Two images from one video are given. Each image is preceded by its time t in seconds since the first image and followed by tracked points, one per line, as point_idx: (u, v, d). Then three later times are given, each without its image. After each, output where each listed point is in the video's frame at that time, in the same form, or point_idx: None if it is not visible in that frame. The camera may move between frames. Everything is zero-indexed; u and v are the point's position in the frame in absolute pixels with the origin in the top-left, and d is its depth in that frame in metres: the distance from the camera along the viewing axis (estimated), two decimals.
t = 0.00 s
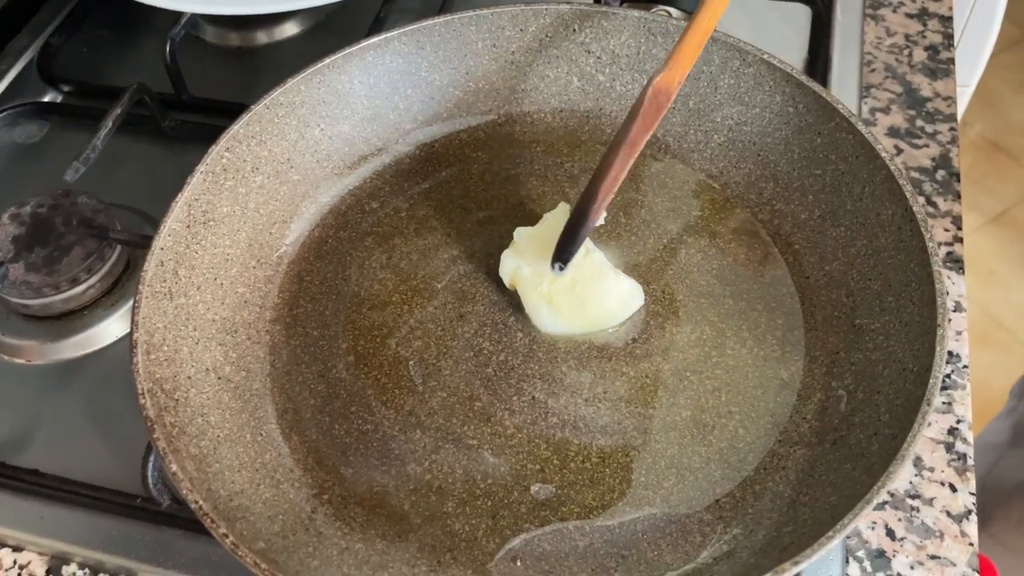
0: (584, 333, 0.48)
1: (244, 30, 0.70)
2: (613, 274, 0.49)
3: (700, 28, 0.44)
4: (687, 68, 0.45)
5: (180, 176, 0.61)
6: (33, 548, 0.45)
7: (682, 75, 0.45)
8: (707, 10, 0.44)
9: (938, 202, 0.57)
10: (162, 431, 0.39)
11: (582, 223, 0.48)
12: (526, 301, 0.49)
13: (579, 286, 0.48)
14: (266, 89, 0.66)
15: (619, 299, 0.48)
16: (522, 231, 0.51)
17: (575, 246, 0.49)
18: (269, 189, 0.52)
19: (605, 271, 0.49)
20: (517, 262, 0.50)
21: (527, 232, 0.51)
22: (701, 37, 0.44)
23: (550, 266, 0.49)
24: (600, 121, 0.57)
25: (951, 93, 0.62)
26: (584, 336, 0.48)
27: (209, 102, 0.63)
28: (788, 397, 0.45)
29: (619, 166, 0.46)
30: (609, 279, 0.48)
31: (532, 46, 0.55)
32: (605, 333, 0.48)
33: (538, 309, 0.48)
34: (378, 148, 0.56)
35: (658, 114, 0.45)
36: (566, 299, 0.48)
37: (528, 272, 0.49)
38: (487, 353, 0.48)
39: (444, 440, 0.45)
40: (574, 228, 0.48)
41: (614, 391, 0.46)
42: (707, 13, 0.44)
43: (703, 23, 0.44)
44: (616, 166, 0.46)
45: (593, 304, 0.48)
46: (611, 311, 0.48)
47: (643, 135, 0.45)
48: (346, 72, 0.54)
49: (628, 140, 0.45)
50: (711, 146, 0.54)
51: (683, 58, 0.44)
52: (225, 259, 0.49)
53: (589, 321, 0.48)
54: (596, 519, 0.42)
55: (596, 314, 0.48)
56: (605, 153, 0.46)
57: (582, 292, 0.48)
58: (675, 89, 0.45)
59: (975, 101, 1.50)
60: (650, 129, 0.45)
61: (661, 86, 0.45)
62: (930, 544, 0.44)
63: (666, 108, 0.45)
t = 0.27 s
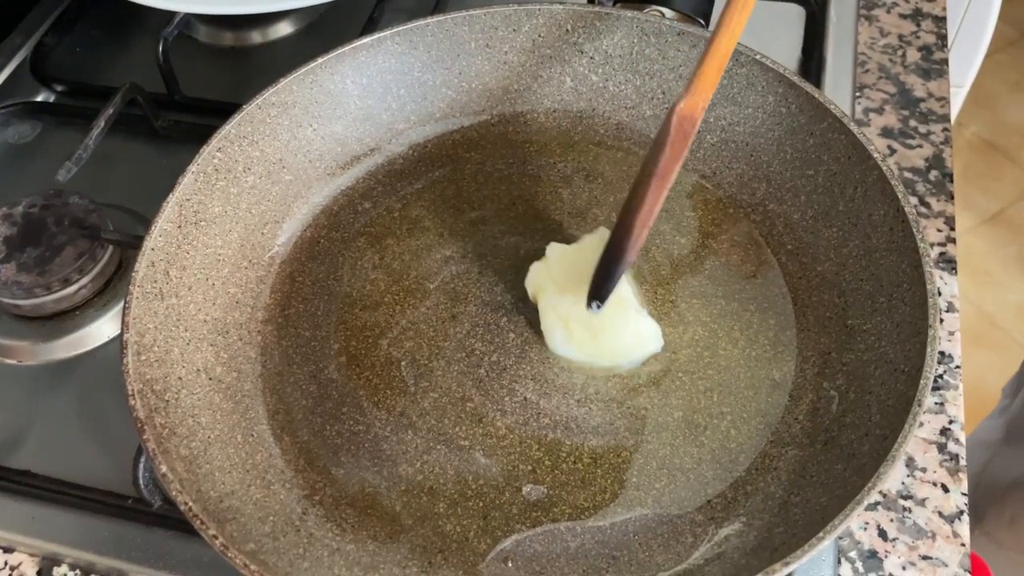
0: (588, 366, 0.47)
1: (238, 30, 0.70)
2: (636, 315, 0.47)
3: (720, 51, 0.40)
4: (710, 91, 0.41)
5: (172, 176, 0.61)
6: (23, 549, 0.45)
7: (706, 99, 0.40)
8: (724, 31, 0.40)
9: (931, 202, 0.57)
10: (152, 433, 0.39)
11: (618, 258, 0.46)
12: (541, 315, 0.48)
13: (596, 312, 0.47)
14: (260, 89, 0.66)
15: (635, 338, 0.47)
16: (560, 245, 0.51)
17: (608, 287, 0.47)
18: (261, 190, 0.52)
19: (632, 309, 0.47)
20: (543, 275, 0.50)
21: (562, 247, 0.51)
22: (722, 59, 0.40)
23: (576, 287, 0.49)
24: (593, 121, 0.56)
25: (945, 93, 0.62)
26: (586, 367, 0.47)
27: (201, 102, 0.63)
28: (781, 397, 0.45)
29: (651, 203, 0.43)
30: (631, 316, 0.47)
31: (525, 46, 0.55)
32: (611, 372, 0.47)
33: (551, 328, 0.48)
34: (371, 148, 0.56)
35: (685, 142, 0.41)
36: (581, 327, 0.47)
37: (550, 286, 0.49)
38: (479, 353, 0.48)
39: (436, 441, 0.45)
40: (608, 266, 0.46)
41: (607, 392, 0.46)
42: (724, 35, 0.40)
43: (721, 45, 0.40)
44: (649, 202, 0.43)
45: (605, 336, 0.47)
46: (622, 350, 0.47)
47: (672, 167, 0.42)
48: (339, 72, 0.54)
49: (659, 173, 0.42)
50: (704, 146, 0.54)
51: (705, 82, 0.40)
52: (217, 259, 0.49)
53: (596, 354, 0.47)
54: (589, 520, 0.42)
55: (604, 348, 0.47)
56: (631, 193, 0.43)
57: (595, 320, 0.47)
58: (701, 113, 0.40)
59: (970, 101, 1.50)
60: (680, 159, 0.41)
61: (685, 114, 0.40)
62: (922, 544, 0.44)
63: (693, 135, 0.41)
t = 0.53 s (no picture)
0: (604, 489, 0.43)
1: (234, 32, 0.70)
2: (672, 457, 0.43)
3: (737, 148, 0.36)
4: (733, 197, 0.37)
5: (168, 177, 0.61)
6: (18, 552, 0.45)
7: (732, 205, 0.36)
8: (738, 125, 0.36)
9: (927, 205, 0.57)
10: (147, 437, 0.39)
11: (675, 405, 0.40)
12: (571, 423, 0.45)
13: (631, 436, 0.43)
14: (256, 90, 0.66)
15: (663, 476, 0.42)
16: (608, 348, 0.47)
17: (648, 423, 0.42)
18: (257, 192, 0.52)
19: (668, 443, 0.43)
20: (584, 380, 0.46)
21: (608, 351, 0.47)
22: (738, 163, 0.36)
23: (613, 409, 0.45)
24: (589, 123, 0.56)
25: (941, 96, 0.62)
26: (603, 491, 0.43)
27: (198, 104, 0.63)
28: (777, 400, 0.45)
29: (700, 331, 0.38)
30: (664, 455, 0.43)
31: (521, 49, 0.55)
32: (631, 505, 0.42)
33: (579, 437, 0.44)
34: (368, 150, 0.56)
35: (724, 258, 0.37)
36: (609, 448, 0.43)
37: (587, 395, 0.45)
38: (474, 356, 0.48)
39: (432, 444, 0.45)
40: (657, 400, 0.41)
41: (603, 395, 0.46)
42: (735, 140, 0.36)
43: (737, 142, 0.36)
44: (698, 338, 0.38)
45: (630, 464, 0.43)
46: (647, 485, 0.42)
47: (716, 288, 0.37)
48: (335, 74, 0.54)
49: (704, 297, 0.37)
50: (701, 148, 0.54)
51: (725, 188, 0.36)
52: (212, 261, 0.49)
53: (620, 476, 0.43)
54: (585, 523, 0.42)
55: (628, 477, 0.43)
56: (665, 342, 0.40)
57: (623, 443, 0.43)
58: (730, 223, 0.36)
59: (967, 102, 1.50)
60: (722, 280, 0.37)
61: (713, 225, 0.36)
62: (917, 547, 0.44)
63: (728, 249, 0.37)
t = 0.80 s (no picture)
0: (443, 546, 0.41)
1: (225, 33, 0.69)
2: (511, 521, 0.42)
3: (577, 206, 0.39)
4: (574, 253, 0.38)
5: (158, 179, 0.61)
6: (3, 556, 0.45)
7: (571, 259, 0.38)
8: (582, 174, 0.39)
9: (917, 206, 0.57)
10: (131, 440, 0.39)
11: (495, 466, 0.41)
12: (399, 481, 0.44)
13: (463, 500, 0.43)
14: (247, 91, 0.66)
15: (501, 536, 0.42)
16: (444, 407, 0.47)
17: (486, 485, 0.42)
18: (246, 193, 0.52)
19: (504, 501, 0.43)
20: (423, 442, 0.45)
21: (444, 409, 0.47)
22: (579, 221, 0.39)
23: (437, 472, 0.44)
24: (579, 124, 0.56)
25: (932, 96, 0.62)
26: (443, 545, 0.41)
27: (187, 104, 0.62)
28: (765, 402, 0.45)
29: (525, 387, 0.39)
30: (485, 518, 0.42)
31: (510, 49, 0.55)
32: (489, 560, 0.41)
33: (421, 491, 0.44)
34: (357, 150, 0.56)
35: (555, 323, 0.38)
36: (441, 505, 0.43)
37: (424, 457, 0.45)
38: (463, 358, 0.49)
39: (420, 447, 0.45)
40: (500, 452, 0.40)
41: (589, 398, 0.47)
42: (581, 184, 0.39)
43: (580, 197, 0.39)
44: (524, 404, 0.39)
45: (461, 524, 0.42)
46: (483, 543, 0.41)
47: (554, 317, 0.38)
48: (324, 75, 0.53)
49: (524, 378, 0.39)
50: (691, 149, 0.54)
51: (567, 241, 0.38)
52: (199, 263, 0.48)
53: (433, 527, 0.42)
54: (573, 527, 0.42)
55: (449, 531, 0.42)
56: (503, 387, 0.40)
57: (452, 514, 0.42)
58: (567, 283, 0.38)
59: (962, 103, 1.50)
60: (551, 344, 0.39)
61: (548, 283, 0.38)
62: (906, 548, 0.44)
63: (561, 311, 0.38)
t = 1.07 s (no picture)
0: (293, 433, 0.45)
1: (224, 33, 0.69)
2: (334, 404, 0.46)
3: (438, 129, 0.40)
4: (425, 177, 0.41)
5: (156, 179, 0.61)
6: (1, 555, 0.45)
7: (420, 182, 0.41)
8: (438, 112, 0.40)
9: (914, 206, 0.57)
10: (130, 439, 0.39)
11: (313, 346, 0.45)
12: (254, 363, 0.47)
13: (291, 379, 0.46)
14: (245, 91, 0.66)
15: (330, 415, 0.46)
16: (301, 303, 0.51)
17: (309, 363, 0.45)
18: (244, 193, 0.52)
19: (325, 385, 0.46)
20: (278, 335, 0.49)
21: (302, 306, 0.51)
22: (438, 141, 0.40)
23: (288, 352, 0.48)
24: (577, 123, 0.56)
25: (929, 97, 0.62)
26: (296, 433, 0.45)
27: (186, 104, 0.62)
28: (762, 401, 0.45)
29: (354, 279, 0.42)
30: (307, 393, 0.46)
31: (509, 49, 0.55)
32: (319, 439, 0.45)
33: (264, 382, 0.46)
34: (356, 151, 0.56)
35: (394, 229, 0.41)
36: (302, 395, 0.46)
37: (280, 343, 0.48)
38: (462, 356, 0.49)
39: (418, 446, 0.45)
40: (314, 338, 0.45)
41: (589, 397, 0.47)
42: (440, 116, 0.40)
43: (439, 122, 0.40)
44: (341, 302, 0.43)
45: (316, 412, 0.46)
46: (311, 425, 0.45)
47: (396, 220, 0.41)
48: (323, 75, 0.53)
49: (360, 262, 0.42)
50: (689, 149, 0.54)
51: (421, 159, 0.40)
52: (198, 263, 0.48)
53: (287, 419, 0.45)
54: (571, 526, 0.42)
55: (296, 420, 0.45)
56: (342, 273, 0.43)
57: (282, 398, 0.45)
58: (413, 200, 0.41)
59: (960, 103, 1.50)
60: (386, 242, 0.41)
61: (399, 194, 0.40)
62: (904, 547, 0.44)
63: (401, 225, 0.41)
